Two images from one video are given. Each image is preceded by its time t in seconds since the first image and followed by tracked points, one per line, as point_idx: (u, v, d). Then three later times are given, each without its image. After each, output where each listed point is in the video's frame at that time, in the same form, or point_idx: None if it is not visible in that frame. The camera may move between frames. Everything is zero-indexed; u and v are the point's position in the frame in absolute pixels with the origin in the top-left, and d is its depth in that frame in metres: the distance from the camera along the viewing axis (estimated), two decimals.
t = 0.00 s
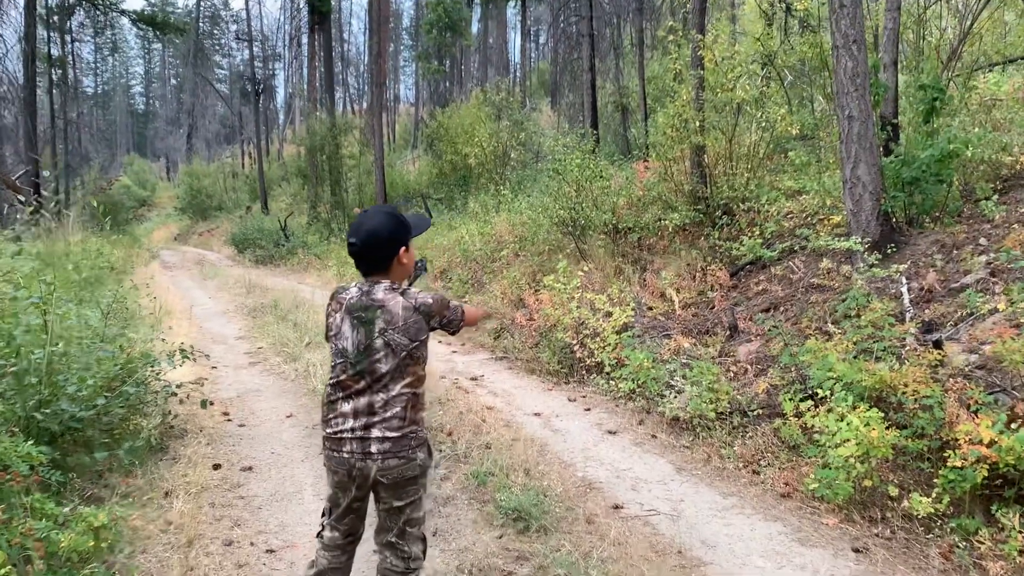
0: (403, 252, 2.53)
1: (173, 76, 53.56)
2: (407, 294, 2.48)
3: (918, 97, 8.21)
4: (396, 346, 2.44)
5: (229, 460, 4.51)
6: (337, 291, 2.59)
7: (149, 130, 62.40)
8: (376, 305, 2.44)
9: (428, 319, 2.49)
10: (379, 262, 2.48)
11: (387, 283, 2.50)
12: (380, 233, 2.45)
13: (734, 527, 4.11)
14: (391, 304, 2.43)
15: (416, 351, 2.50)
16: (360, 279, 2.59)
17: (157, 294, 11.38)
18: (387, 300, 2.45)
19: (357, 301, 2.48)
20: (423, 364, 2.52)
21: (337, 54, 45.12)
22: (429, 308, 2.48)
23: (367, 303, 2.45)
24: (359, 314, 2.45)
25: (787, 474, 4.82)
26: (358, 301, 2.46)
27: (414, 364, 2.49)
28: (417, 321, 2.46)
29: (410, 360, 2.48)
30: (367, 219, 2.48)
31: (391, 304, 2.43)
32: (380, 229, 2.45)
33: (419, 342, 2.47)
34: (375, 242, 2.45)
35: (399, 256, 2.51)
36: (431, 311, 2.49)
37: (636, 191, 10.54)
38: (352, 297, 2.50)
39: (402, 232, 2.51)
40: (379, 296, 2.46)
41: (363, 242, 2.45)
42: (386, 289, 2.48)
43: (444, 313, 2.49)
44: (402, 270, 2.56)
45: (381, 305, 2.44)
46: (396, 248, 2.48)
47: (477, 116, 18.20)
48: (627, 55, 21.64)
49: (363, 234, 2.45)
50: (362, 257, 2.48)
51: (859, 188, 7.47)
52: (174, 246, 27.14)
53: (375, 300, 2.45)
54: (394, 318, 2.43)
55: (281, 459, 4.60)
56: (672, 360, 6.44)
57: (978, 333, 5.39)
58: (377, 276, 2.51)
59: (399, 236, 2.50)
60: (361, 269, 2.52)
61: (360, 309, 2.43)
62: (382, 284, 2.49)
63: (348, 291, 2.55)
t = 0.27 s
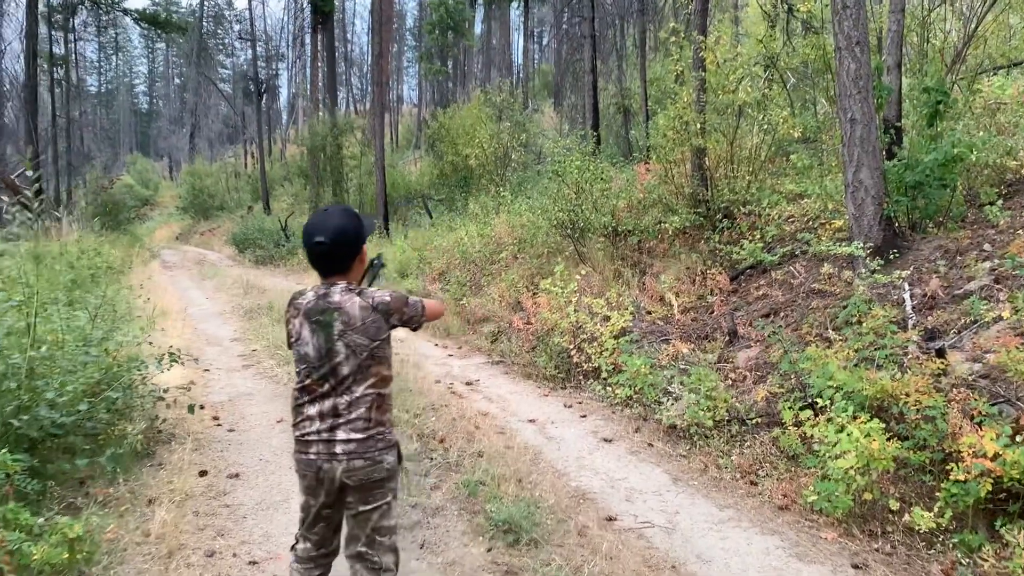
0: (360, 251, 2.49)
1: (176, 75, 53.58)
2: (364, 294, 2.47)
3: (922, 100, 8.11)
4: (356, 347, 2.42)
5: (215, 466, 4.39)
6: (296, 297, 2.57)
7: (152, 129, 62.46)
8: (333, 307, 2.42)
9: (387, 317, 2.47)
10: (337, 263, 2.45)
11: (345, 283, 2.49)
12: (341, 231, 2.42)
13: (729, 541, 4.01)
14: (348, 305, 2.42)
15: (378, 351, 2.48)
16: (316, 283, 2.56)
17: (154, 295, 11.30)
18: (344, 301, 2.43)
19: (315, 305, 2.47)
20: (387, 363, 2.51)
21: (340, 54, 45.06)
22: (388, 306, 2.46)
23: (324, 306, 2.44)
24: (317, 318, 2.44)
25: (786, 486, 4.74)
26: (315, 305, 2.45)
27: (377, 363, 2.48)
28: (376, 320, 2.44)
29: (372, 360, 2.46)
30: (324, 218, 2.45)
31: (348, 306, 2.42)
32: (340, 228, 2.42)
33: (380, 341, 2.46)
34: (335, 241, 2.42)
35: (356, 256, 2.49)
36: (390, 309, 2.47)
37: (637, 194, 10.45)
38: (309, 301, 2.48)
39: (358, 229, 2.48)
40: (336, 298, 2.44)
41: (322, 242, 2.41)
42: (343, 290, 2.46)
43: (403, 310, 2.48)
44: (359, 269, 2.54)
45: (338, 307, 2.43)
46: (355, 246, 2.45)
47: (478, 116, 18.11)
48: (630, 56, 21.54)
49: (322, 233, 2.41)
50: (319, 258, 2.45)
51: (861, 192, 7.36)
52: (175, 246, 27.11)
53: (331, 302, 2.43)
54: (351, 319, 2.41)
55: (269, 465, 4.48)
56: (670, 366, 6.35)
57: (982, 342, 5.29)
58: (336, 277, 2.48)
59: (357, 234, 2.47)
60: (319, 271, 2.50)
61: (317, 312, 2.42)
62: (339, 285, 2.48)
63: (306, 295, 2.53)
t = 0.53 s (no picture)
0: (319, 239, 2.56)
1: (182, 73, 53.68)
2: (326, 279, 2.54)
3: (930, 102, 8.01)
4: (322, 330, 2.48)
5: (208, 468, 4.32)
6: (257, 291, 2.60)
7: (158, 125, 62.57)
8: (296, 294, 2.48)
9: (350, 298, 2.55)
10: (297, 251, 2.51)
11: (306, 271, 2.55)
12: (301, 220, 2.48)
13: (730, 550, 3.93)
14: (310, 290, 2.48)
15: (343, 334, 2.55)
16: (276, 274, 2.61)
17: (155, 293, 11.27)
18: (306, 287, 2.49)
19: (276, 295, 2.51)
20: (353, 345, 2.58)
21: (346, 53, 45.09)
22: (349, 288, 2.56)
23: (287, 294, 2.49)
24: (281, 306, 2.48)
25: (788, 494, 4.65)
26: (278, 295, 2.50)
27: (343, 345, 2.54)
28: (339, 302, 2.52)
29: (339, 342, 2.52)
30: (281, 209, 2.51)
31: (311, 291, 2.49)
32: (302, 216, 2.48)
33: (345, 323, 2.53)
34: (296, 230, 2.48)
35: (316, 244, 2.56)
36: (352, 291, 2.57)
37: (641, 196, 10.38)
38: (271, 293, 2.52)
39: (316, 217, 2.54)
40: (297, 285, 2.50)
41: (281, 233, 2.47)
42: (305, 277, 2.53)
43: (364, 290, 2.58)
44: (318, 258, 2.61)
45: (301, 293, 2.49)
46: (316, 234, 2.53)
47: (482, 116, 18.06)
48: (636, 56, 21.44)
49: (282, 223, 2.46)
50: (279, 249, 2.50)
51: (867, 195, 7.26)
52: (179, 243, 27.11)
53: (293, 289, 2.49)
54: (315, 303, 2.48)
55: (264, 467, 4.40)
56: (672, 369, 6.28)
57: (989, 349, 5.20)
58: (298, 266, 2.54)
59: (316, 222, 2.54)
60: (279, 262, 2.55)
61: (280, 301, 2.47)
62: (300, 273, 2.54)
63: (266, 288, 2.57)
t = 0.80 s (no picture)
0: (314, 233, 2.57)
1: (195, 69, 53.90)
2: (320, 272, 2.54)
3: (950, 103, 7.88)
4: (315, 322, 2.48)
5: (215, 466, 4.29)
6: (249, 284, 2.59)
7: (170, 121, 62.87)
8: (290, 285, 2.48)
9: (343, 292, 2.55)
10: (292, 243, 2.51)
11: (300, 264, 2.55)
12: (297, 212, 2.50)
13: (744, 558, 3.86)
14: (304, 281, 2.48)
15: (336, 326, 2.54)
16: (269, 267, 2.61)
17: (164, 288, 11.27)
18: (300, 278, 2.49)
19: (270, 286, 2.51)
20: (346, 339, 2.57)
21: (358, 50, 45.14)
22: (342, 282, 2.56)
23: (280, 285, 2.49)
24: (275, 298, 2.48)
25: (802, 501, 4.58)
26: (272, 286, 2.50)
27: (336, 337, 2.53)
28: (332, 294, 2.52)
29: (331, 334, 2.51)
30: (277, 202, 2.53)
31: (304, 282, 2.48)
32: (299, 209, 2.50)
33: (337, 315, 2.53)
34: (292, 223, 2.50)
35: (310, 238, 2.57)
36: (345, 285, 2.57)
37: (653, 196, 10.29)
38: (264, 285, 2.52)
39: (312, 211, 2.56)
40: (291, 276, 2.50)
41: (277, 225, 2.48)
42: (298, 269, 2.53)
43: (358, 283, 2.59)
44: (312, 252, 2.61)
45: (294, 284, 2.48)
46: (311, 227, 2.54)
47: (493, 114, 18.01)
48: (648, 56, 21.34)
49: (277, 216, 2.48)
50: (274, 241, 2.51)
51: (884, 197, 7.13)
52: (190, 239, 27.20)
53: (287, 280, 2.48)
54: (309, 294, 2.48)
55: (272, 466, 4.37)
56: (684, 372, 6.22)
57: (1009, 355, 5.09)
58: (291, 258, 2.54)
59: (312, 216, 2.55)
60: (274, 254, 2.55)
61: (274, 292, 2.47)
62: (293, 266, 2.54)
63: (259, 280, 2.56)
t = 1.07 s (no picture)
0: (339, 231, 2.62)
1: (213, 69, 54.32)
2: (349, 269, 2.61)
3: (978, 105, 7.73)
4: (346, 318, 2.54)
5: (233, 467, 4.24)
6: (278, 284, 2.64)
7: (188, 120, 63.40)
8: (321, 283, 2.54)
9: (371, 289, 2.62)
10: (319, 243, 2.56)
11: (328, 261, 2.60)
12: (324, 212, 2.54)
13: (773, 567, 3.75)
14: (335, 279, 2.55)
15: (365, 322, 2.60)
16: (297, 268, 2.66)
17: (182, 287, 11.31)
18: (330, 275, 2.55)
19: (301, 285, 2.56)
20: (374, 336, 2.62)
21: (374, 52, 45.30)
22: (370, 279, 2.63)
23: (311, 283, 2.54)
24: (306, 296, 2.54)
25: (830, 510, 4.46)
26: (302, 285, 2.55)
27: (365, 334, 2.59)
28: (361, 291, 2.59)
29: (361, 330, 2.58)
30: (303, 204, 2.57)
31: (334, 279, 2.54)
32: (327, 209, 2.55)
33: (367, 311, 2.59)
34: (319, 224, 2.54)
35: (337, 236, 2.62)
36: (373, 281, 2.63)
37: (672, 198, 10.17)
38: (294, 283, 2.57)
39: (337, 210, 2.60)
40: (321, 274, 2.56)
41: (302, 228, 2.52)
42: (327, 267, 2.58)
43: (385, 282, 2.65)
44: (338, 250, 2.67)
45: (324, 281, 2.54)
46: (337, 227, 2.59)
47: (511, 116, 17.96)
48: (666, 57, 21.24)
49: (302, 218, 2.52)
50: (301, 241, 2.56)
51: (910, 201, 6.92)
52: (208, 238, 27.38)
53: (317, 278, 2.54)
54: (339, 290, 2.54)
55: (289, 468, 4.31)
56: (706, 377, 6.15)
57: None
58: (319, 257, 2.59)
59: (338, 215, 2.60)
60: (301, 254, 2.60)
61: (305, 290, 2.53)
62: (322, 264, 2.59)
63: (288, 280, 2.62)
